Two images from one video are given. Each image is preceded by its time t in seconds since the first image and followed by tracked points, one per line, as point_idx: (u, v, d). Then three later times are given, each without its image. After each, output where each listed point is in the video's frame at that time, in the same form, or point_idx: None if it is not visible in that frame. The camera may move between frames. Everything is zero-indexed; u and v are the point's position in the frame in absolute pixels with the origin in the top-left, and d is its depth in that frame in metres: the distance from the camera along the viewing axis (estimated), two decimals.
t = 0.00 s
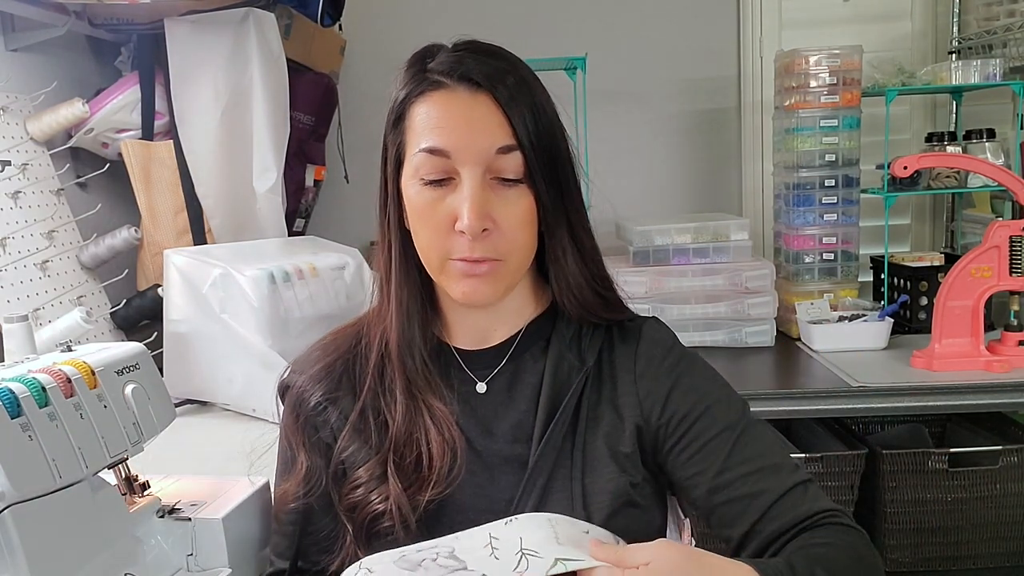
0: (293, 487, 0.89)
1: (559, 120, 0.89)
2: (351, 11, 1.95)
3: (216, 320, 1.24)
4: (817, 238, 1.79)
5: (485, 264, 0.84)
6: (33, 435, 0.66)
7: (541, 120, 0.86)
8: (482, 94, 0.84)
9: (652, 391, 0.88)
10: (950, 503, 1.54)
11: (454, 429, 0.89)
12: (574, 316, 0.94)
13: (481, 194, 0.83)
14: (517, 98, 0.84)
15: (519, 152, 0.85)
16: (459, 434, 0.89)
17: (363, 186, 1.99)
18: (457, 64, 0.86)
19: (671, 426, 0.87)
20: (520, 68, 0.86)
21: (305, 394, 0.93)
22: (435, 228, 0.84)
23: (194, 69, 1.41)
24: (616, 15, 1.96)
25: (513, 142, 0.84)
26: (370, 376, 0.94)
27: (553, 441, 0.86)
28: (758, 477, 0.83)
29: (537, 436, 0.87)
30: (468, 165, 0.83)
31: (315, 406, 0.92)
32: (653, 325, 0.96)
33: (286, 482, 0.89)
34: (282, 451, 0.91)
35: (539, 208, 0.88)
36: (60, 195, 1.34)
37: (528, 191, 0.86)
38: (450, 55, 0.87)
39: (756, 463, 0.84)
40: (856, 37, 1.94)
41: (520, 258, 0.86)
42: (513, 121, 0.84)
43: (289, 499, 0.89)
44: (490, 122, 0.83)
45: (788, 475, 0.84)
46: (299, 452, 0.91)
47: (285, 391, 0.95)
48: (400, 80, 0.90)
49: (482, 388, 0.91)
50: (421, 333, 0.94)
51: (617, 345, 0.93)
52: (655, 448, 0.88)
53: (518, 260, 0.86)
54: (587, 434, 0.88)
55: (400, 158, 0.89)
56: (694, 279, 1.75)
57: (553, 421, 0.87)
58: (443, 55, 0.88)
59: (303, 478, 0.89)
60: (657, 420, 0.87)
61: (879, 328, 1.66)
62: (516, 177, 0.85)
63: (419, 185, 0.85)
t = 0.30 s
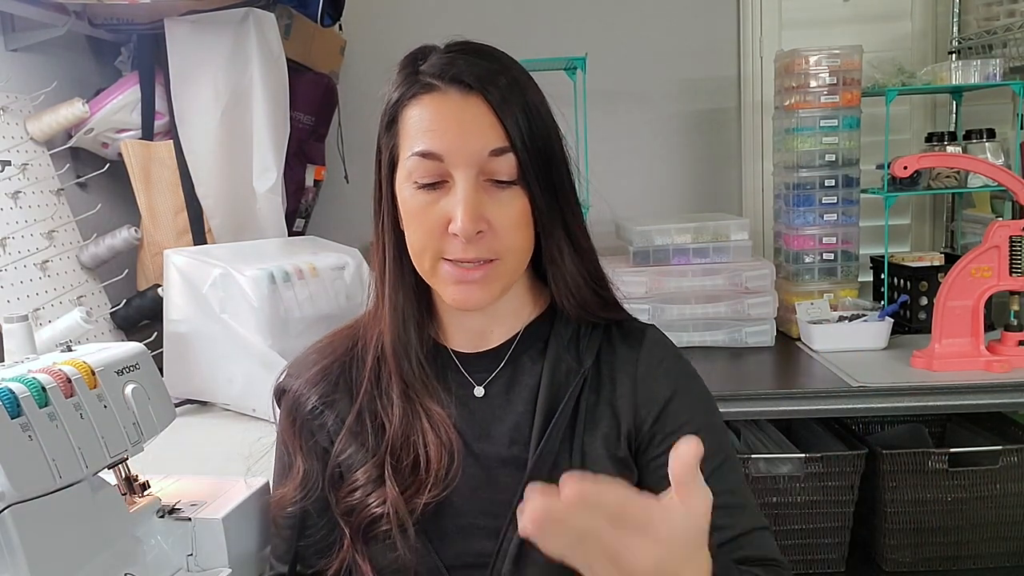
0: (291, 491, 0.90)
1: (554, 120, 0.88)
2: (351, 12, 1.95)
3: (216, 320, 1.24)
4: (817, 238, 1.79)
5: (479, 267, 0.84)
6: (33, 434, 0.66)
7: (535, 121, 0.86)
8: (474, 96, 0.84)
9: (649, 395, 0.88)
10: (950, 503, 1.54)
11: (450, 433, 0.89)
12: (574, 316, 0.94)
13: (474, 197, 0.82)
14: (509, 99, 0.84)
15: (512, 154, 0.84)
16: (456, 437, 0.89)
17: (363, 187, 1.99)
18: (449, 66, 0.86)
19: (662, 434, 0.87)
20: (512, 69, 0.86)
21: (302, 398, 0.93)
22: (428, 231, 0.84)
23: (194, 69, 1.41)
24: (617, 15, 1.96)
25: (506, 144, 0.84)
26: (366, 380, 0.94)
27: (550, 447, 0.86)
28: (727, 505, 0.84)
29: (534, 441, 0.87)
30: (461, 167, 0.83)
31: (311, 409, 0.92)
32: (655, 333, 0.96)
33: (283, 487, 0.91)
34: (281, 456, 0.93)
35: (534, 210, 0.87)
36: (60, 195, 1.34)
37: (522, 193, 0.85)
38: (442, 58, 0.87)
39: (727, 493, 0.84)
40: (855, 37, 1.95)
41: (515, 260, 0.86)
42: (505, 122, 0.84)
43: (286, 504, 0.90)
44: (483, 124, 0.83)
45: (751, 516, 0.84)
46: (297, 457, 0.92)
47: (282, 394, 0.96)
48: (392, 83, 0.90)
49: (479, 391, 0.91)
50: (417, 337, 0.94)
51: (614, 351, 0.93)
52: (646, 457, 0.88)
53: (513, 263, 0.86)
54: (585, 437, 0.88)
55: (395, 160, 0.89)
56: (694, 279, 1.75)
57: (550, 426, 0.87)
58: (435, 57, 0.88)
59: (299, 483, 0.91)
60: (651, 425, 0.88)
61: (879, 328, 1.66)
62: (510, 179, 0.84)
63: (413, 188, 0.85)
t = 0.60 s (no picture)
0: (287, 492, 0.88)
1: (543, 121, 0.88)
2: (351, 11, 1.95)
3: (216, 320, 1.24)
4: (817, 238, 1.79)
5: (472, 271, 0.84)
6: (33, 435, 0.66)
7: (524, 124, 0.86)
8: (462, 99, 0.83)
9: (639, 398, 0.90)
10: (950, 502, 1.54)
11: (445, 436, 0.89)
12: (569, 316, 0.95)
13: (465, 200, 0.82)
14: (498, 103, 0.84)
15: (502, 157, 0.84)
16: (451, 439, 0.89)
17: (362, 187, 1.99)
18: (436, 70, 0.85)
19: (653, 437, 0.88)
20: (500, 72, 0.86)
21: (297, 399, 0.93)
22: (419, 236, 0.83)
23: (194, 69, 1.41)
24: (617, 15, 1.96)
25: (495, 148, 0.83)
26: (361, 382, 0.93)
27: (543, 444, 0.87)
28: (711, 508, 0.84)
29: (528, 439, 0.87)
30: (451, 171, 0.82)
31: (306, 411, 0.92)
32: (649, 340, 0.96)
33: (280, 487, 0.89)
34: (275, 456, 0.91)
35: (525, 212, 0.87)
36: (60, 195, 1.34)
37: (512, 195, 0.85)
38: (430, 61, 0.87)
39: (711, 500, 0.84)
40: (855, 37, 1.95)
41: (507, 263, 0.85)
42: (494, 126, 0.83)
43: (282, 505, 0.88)
44: (472, 127, 0.83)
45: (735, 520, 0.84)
46: (292, 458, 0.91)
47: (276, 396, 0.95)
48: (381, 87, 0.90)
49: (473, 394, 0.92)
50: (412, 340, 0.94)
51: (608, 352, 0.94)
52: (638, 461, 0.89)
53: (505, 266, 0.85)
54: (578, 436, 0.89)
55: (385, 164, 0.89)
56: (694, 279, 1.75)
57: (544, 423, 0.88)
58: (423, 61, 0.87)
59: (296, 483, 0.89)
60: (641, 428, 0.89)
61: (879, 328, 1.66)
62: (499, 182, 0.84)
63: (404, 193, 0.84)
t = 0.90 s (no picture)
0: (282, 493, 0.89)
1: (534, 121, 0.88)
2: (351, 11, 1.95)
3: (216, 320, 1.24)
4: (817, 238, 1.79)
5: (462, 272, 0.83)
6: (33, 435, 0.66)
7: (513, 124, 0.85)
8: (451, 100, 0.83)
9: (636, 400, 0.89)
10: (950, 503, 1.54)
11: (440, 436, 0.88)
12: (565, 316, 0.95)
13: (454, 200, 0.82)
14: (487, 103, 0.84)
15: (491, 157, 0.84)
16: (446, 439, 0.88)
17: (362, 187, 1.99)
18: (425, 71, 0.85)
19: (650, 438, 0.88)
20: (490, 73, 0.86)
21: (291, 401, 0.93)
22: (410, 237, 0.83)
23: (194, 69, 1.41)
24: (617, 15, 1.96)
25: (485, 148, 0.83)
26: (355, 383, 0.93)
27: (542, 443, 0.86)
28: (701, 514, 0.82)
29: (526, 438, 0.87)
30: (440, 171, 0.82)
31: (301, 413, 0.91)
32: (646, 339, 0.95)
33: (277, 488, 0.89)
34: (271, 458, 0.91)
35: (516, 212, 0.86)
36: (60, 195, 1.34)
37: (503, 195, 0.85)
38: (419, 62, 0.86)
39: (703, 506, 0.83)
40: (856, 37, 1.95)
41: (499, 264, 0.85)
42: (484, 126, 0.83)
43: (279, 506, 0.89)
44: (461, 128, 0.82)
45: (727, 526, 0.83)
46: (287, 459, 0.91)
47: (271, 398, 0.95)
48: (372, 88, 0.90)
49: (467, 394, 0.91)
50: (405, 342, 0.94)
51: (604, 351, 0.93)
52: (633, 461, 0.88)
53: (496, 267, 0.85)
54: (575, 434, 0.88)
55: (376, 166, 0.89)
56: (694, 279, 1.75)
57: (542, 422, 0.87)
58: (412, 62, 0.87)
59: (292, 483, 0.89)
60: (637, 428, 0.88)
61: (879, 328, 1.66)
62: (489, 182, 0.84)
63: (394, 194, 0.84)
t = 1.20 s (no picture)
0: (277, 491, 0.90)
1: (535, 121, 0.88)
2: (351, 12, 1.95)
3: (216, 320, 1.24)
4: (817, 238, 1.79)
5: (459, 269, 0.84)
6: (33, 435, 0.66)
7: (514, 123, 0.85)
8: (453, 97, 0.83)
9: (637, 406, 0.88)
10: (950, 502, 1.54)
11: (438, 434, 0.87)
12: (561, 317, 0.95)
13: (453, 197, 0.82)
14: (488, 101, 0.83)
15: (492, 155, 0.83)
16: (444, 438, 0.88)
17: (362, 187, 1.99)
18: (428, 67, 0.85)
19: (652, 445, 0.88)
20: (492, 71, 0.85)
21: (289, 400, 0.93)
22: (408, 232, 0.83)
23: (194, 69, 1.41)
24: (617, 15, 1.96)
25: (485, 146, 0.83)
26: (353, 382, 0.93)
27: (541, 444, 0.86)
28: (705, 516, 0.89)
29: (525, 438, 0.86)
30: (440, 167, 0.82)
31: (298, 411, 0.91)
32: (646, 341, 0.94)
33: (271, 486, 0.90)
34: (267, 457, 0.92)
35: (515, 211, 0.86)
36: (60, 195, 1.34)
37: (502, 193, 0.85)
38: (422, 59, 0.86)
39: (706, 510, 0.89)
40: (855, 37, 1.95)
41: (495, 262, 0.85)
42: (484, 123, 0.83)
43: (273, 505, 0.89)
44: (461, 125, 0.82)
45: (728, 521, 0.90)
46: (283, 458, 0.91)
47: (268, 397, 0.95)
48: (374, 84, 0.90)
49: (464, 395, 0.91)
50: (402, 340, 0.94)
51: (603, 352, 0.92)
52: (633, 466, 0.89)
53: (493, 265, 0.85)
54: (574, 436, 0.87)
55: (376, 161, 0.89)
56: (694, 279, 1.75)
57: (541, 423, 0.86)
58: (415, 59, 0.87)
59: (286, 483, 0.90)
60: (637, 435, 0.88)
61: (879, 328, 1.66)
62: (489, 180, 0.84)
63: (393, 189, 0.84)
